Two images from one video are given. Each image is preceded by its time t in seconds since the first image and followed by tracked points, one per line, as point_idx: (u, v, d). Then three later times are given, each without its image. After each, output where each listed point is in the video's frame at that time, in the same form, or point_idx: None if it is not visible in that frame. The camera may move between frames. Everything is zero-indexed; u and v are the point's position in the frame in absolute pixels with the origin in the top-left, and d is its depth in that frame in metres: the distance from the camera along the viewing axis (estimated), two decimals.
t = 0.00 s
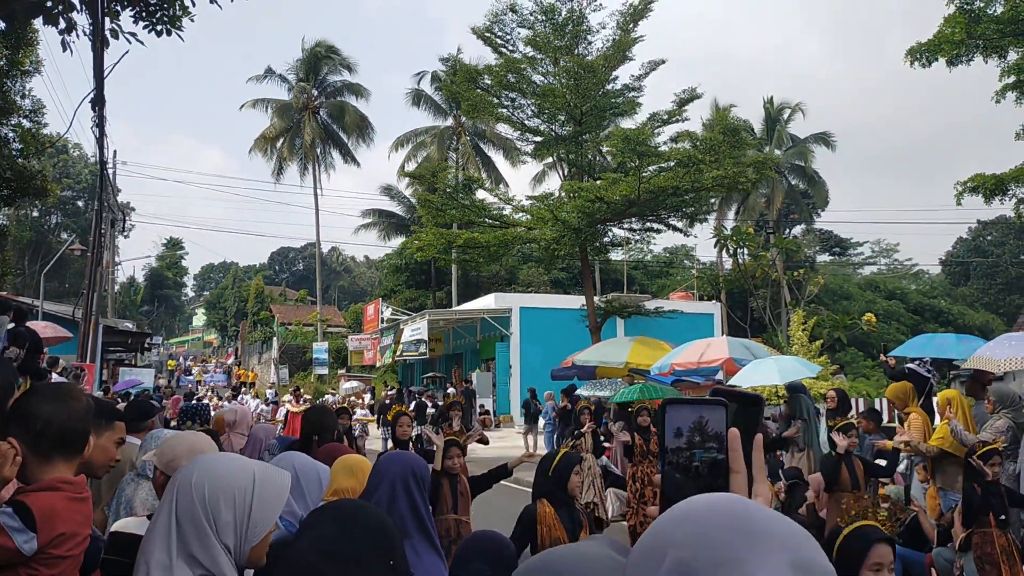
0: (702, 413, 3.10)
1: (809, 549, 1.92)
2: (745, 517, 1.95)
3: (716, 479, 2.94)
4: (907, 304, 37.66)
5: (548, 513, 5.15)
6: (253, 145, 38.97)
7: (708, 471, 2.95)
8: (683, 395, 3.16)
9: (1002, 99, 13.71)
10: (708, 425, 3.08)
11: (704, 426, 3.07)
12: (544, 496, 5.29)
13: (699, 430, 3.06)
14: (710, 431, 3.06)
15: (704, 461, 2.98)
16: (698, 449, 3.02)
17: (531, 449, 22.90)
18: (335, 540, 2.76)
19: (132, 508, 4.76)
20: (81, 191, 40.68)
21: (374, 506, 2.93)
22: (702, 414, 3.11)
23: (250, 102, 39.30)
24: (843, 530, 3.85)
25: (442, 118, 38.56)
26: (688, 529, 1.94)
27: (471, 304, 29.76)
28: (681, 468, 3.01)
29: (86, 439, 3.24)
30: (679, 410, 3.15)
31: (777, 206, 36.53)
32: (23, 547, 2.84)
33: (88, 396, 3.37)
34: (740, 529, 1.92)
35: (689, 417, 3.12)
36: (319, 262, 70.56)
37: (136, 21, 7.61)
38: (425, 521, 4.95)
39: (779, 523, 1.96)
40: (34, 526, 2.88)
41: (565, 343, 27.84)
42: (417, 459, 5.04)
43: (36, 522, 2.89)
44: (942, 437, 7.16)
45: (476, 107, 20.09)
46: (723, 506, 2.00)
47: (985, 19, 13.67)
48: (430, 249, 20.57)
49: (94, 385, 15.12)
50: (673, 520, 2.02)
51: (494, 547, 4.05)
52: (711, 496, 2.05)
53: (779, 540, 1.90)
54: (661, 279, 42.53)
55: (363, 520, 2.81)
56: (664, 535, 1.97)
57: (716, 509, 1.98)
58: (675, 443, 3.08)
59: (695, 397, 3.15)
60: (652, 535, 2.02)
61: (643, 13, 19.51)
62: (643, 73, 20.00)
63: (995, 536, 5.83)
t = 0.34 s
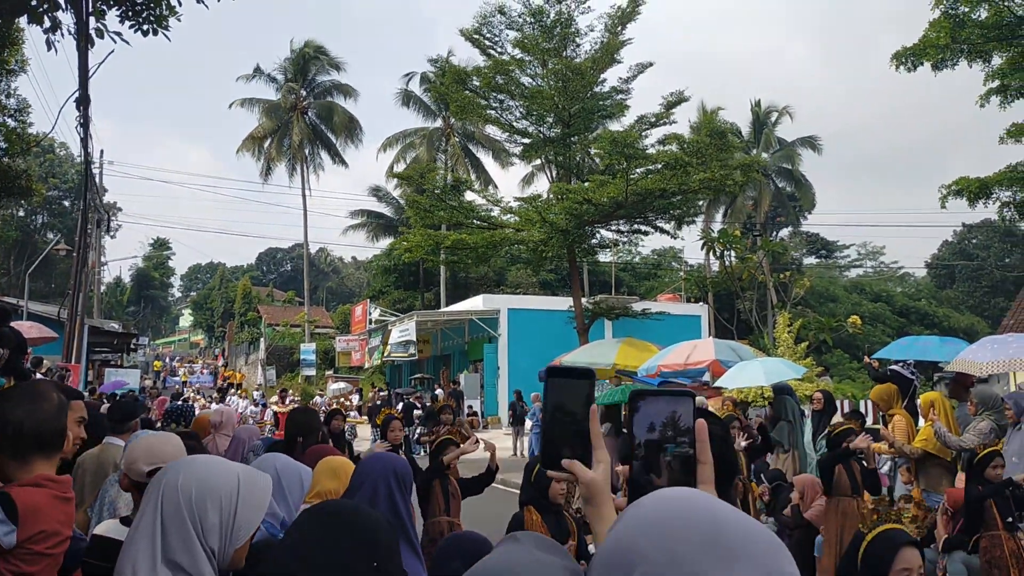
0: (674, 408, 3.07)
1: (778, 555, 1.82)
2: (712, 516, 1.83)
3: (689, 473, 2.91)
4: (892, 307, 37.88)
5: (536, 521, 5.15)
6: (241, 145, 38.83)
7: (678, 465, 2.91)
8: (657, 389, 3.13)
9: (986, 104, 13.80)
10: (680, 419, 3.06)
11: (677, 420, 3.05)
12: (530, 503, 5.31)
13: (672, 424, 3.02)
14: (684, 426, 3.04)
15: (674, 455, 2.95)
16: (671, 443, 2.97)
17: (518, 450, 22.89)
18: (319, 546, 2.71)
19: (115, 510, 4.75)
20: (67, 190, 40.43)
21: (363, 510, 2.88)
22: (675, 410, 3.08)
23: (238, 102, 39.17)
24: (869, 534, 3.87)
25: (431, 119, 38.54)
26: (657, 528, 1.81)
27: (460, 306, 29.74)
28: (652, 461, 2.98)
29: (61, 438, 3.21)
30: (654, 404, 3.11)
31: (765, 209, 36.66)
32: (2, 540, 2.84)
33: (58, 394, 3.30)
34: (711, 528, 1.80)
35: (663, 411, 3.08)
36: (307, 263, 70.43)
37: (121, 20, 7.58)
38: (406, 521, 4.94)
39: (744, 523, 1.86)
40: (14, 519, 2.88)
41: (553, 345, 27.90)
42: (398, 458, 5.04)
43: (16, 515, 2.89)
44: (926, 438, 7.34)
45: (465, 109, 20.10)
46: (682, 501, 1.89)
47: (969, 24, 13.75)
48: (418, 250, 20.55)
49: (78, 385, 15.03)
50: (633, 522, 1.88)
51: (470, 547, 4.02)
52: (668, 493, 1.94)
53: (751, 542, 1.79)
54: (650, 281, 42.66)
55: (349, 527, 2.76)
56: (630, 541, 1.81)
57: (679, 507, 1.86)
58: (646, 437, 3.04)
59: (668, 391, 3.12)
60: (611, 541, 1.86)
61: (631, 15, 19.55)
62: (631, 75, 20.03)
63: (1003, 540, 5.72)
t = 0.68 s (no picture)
0: (662, 409, 3.06)
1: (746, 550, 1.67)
2: (673, 514, 1.70)
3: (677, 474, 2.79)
4: (876, 308, 38.14)
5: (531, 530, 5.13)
6: (227, 145, 38.65)
7: (666, 464, 2.77)
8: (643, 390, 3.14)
9: (969, 106, 13.90)
10: (667, 420, 3.02)
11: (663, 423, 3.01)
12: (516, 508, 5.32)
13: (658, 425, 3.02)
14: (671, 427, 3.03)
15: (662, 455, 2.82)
16: (658, 445, 2.85)
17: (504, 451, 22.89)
18: (299, 538, 2.72)
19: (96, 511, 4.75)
20: (50, 189, 40.12)
21: (342, 506, 2.92)
22: (663, 411, 3.07)
23: (224, 100, 39.00)
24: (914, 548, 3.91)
25: (418, 119, 38.49)
26: (613, 534, 1.67)
27: (446, 306, 29.73)
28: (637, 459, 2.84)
29: (34, 438, 3.26)
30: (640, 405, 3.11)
31: (750, 210, 36.81)
32: None
33: (41, 396, 3.39)
34: (669, 525, 1.66)
35: (650, 413, 3.07)
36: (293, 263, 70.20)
37: (105, 18, 7.53)
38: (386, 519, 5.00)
39: (704, 518, 1.72)
40: None
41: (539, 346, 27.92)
42: (380, 458, 5.09)
43: None
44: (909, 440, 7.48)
45: (451, 109, 20.10)
46: (638, 499, 1.77)
47: (953, 27, 13.85)
48: (404, 250, 20.52)
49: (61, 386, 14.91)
50: (591, 529, 1.75)
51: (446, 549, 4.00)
52: (625, 493, 1.82)
53: (714, 539, 1.65)
54: (636, 282, 42.82)
55: (328, 522, 2.76)
56: (585, 550, 1.68)
57: (635, 508, 1.73)
58: (635, 437, 2.90)
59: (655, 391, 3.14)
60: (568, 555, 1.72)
61: (617, 16, 19.58)
62: (617, 76, 20.07)
63: (1002, 544, 5.89)
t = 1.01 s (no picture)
0: (632, 424, 3.26)
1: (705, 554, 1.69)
2: (633, 514, 1.70)
3: (646, 487, 3.07)
4: (864, 308, 38.28)
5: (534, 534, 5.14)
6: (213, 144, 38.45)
7: (638, 479, 3.06)
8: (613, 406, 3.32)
9: (956, 107, 13.98)
10: (636, 434, 3.24)
11: (634, 438, 3.22)
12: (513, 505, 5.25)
13: (629, 439, 3.21)
14: (641, 441, 3.22)
15: (635, 471, 3.10)
16: (628, 458, 3.16)
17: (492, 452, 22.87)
18: (279, 547, 2.66)
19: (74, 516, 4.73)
20: (36, 189, 39.78)
21: (325, 508, 2.84)
22: (632, 426, 3.26)
23: (211, 99, 38.82)
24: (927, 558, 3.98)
25: (407, 119, 38.40)
26: (572, 535, 1.66)
27: (435, 307, 29.68)
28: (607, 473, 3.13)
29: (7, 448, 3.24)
30: (608, 418, 3.28)
31: (739, 211, 36.88)
32: None
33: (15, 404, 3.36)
34: (628, 524, 1.66)
35: (620, 427, 3.25)
36: (281, 263, 69.93)
37: (90, 16, 7.48)
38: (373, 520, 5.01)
39: (664, 518, 1.72)
40: None
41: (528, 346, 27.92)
42: (367, 460, 5.04)
43: None
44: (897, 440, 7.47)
45: (439, 108, 20.04)
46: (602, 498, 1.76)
47: (939, 28, 13.93)
48: (392, 250, 20.44)
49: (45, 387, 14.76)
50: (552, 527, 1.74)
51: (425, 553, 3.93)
52: (588, 491, 1.81)
53: (672, 541, 1.65)
54: (626, 282, 42.89)
55: (308, 527, 2.71)
56: (547, 546, 1.67)
57: (595, 507, 1.73)
58: (605, 451, 3.18)
59: (625, 407, 3.31)
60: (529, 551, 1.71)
61: (606, 16, 19.57)
62: (606, 76, 20.08)
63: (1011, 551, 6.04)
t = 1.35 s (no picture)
0: (622, 428, 3.20)
1: (668, 553, 1.76)
2: (596, 514, 1.77)
3: (635, 493, 3.04)
4: (855, 308, 38.43)
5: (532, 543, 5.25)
6: (205, 144, 38.40)
7: (627, 486, 3.03)
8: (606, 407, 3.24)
9: (944, 109, 14.07)
10: (628, 439, 3.19)
11: (625, 441, 3.18)
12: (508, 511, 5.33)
13: (618, 444, 3.16)
14: (631, 446, 3.16)
15: (624, 475, 3.08)
16: (618, 463, 3.12)
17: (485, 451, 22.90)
18: (271, 546, 2.67)
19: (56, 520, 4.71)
20: (27, 189, 39.64)
21: (318, 509, 2.85)
22: (624, 430, 3.20)
23: (203, 100, 38.78)
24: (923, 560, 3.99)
25: (400, 119, 38.42)
26: (540, 535, 1.73)
27: (428, 307, 29.72)
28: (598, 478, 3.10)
29: None
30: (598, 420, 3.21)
31: (731, 211, 37.00)
32: None
33: None
34: (594, 526, 1.73)
35: (611, 432, 3.19)
36: (273, 264, 69.83)
37: (82, 18, 7.49)
38: (367, 520, 5.02)
39: (627, 517, 1.79)
40: None
41: (521, 346, 27.97)
42: (358, 461, 5.06)
43: None
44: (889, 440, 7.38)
45: (432, 109, 20.05)
46: (570, 500, 1.83)
47: (928, 30, 14.00)
48: (385, 251, 20.45)
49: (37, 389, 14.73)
50: (526, 527, 1.81)
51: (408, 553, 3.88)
52: (561, 493, 1.87)
53: (633, 538, 1.73)
54: (618, 282, 43.00)
55: (301, 530, 2.72)
56: (518, 551, 1.74)
57: (567, 508, 1.79)
58: (596, 457, 3.14)
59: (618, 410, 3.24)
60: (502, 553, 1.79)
61: (598, 18, 19.63)
62: (598, 77, 20.14)
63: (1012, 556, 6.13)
